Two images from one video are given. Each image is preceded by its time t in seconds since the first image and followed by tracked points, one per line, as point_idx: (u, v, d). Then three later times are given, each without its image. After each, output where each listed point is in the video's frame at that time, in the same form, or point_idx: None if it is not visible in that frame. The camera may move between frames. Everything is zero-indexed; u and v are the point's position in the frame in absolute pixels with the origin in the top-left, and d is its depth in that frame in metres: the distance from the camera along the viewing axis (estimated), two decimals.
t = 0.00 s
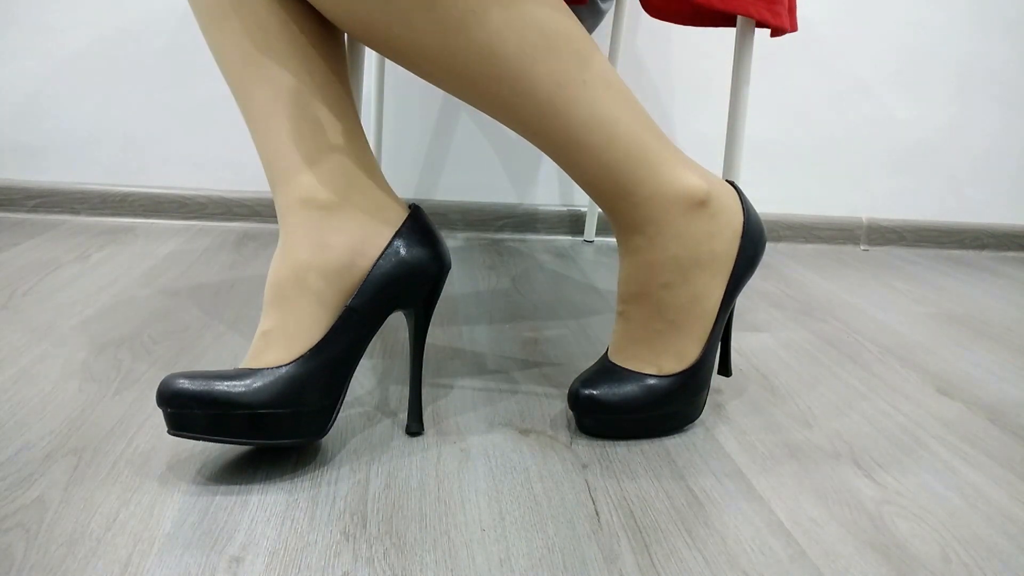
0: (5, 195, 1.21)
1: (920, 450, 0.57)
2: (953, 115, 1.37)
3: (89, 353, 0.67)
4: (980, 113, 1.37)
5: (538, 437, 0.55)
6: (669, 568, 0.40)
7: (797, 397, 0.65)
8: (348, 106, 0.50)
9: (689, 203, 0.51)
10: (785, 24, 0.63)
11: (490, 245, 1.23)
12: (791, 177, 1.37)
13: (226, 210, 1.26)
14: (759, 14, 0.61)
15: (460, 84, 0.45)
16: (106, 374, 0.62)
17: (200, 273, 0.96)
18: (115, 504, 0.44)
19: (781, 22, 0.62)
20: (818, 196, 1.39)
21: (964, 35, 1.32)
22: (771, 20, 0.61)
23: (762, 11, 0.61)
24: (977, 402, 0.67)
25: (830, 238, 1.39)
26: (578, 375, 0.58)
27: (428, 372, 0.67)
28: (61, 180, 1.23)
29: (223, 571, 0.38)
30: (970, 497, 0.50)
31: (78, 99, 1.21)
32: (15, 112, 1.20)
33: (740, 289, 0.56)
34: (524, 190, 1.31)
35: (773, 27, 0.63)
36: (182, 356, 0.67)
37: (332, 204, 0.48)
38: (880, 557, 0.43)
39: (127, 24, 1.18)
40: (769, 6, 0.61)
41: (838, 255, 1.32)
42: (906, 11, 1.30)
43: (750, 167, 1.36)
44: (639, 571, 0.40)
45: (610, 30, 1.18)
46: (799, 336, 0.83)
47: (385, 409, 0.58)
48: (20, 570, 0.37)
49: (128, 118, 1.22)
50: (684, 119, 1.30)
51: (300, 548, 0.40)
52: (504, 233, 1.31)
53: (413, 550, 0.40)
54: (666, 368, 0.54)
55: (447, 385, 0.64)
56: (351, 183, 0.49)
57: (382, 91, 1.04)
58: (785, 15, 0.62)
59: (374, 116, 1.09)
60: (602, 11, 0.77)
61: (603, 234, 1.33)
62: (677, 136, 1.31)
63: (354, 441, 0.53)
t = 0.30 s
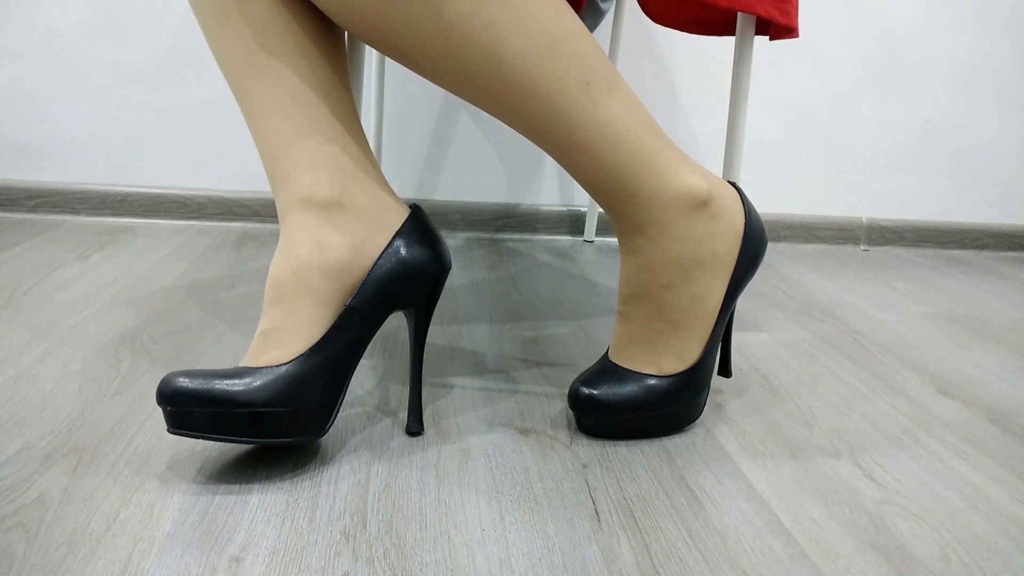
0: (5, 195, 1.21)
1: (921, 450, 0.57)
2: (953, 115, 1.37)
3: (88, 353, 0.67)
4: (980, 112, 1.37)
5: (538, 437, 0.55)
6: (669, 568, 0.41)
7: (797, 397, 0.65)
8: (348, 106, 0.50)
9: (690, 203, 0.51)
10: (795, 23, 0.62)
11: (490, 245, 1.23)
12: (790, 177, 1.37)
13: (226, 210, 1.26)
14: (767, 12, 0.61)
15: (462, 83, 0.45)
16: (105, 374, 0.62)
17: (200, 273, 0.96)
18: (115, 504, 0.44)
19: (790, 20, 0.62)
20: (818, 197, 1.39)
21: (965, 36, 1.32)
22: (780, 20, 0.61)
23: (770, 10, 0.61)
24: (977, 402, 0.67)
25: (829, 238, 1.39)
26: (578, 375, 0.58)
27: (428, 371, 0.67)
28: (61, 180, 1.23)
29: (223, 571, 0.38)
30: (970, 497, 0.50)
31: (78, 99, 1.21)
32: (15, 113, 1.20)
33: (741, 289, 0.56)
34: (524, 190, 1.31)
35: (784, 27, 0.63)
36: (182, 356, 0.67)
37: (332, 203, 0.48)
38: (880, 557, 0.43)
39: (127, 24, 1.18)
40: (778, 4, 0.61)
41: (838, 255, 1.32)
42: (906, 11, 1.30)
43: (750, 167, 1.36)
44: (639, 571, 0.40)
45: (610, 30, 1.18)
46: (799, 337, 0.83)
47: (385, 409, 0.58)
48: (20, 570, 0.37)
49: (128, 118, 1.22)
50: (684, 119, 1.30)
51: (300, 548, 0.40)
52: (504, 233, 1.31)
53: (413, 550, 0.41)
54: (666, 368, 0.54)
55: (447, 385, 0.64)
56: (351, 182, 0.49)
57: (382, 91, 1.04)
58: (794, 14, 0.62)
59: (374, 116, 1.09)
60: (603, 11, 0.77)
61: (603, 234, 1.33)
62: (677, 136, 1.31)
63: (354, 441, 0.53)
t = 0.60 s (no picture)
0: (5, 195, 1.21)
1: (921, 450, 0.57)
2: (954, 114, 1.37)
3: (88, 353, 0.67)
4: (981, 112, 1.37)
5: (538, 437, 0.55)
6: (669, 568, 0.41)
7: (797, 397, 0.65)
8: (350, 105, 0.50)
9: (692, 204, 0.51)
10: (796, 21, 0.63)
11: (490, 245, 1.23)
12: (790, 177, 1.37)
13: (227, 210, 1.26)
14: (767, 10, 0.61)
15: (465, 81, 0.45)
16: (106, 374, 0.62)
17: (200, 273, 0.96)
18: (115, 504, 0.44)
19: (791, 19, 0.62)
20: (818, 197, 1.39)
21: (965, 36, 1.32)
22: (781, 18, 0.62)
23: (771, 8, 0.61)
24: (977, 402, 0.67)
25: (830, 238, 1.39)
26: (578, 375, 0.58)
27: (428, 371, 0.67)
28: (61, 180, 1.23)
29: (223, 571, 0.38)
30: (970, 497, 0.50)
31: (79, 99, 1.21)
32: (15, 112, 1.20)
33: (742, 290, 0.56)
34: (524, 190, 1.31)
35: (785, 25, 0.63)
36: (182, 356, 0.67)
37: (333, 203, 0.48)
38: (880, 557, 0.43)
39: (127, 24, 1.18)
40: (779, 2, 0.61)
41: (838, 255, 1.32)
42: (906, 11, 1.30)
43: (750, 168, 1.36)
44: (639, 571, 0.40)
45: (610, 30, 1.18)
46: (799, 337, 0.83)
47: (385, 409, 0.58)
48: (19, 570, 0.37)
49: (128, 118, 1.22)
50: (684, 119, 1.30)
51: (300, 548, 0.40)
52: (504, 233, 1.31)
53: (413, 550, 0.41)
54: (667, 369, 0.54)
55: (447, 385, 0.64)
56: (353, 182, 0.49)
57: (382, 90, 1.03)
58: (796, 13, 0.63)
59: (374, 116, 1.09)
60: (603, 11, 0.77)
61: (603, 235, 1.33)
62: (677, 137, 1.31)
63: (354, 441, 0.53)
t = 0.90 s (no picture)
0: (6, 195, 1.21)
1: (920, 450, 0.57)
2: (954, 114, 1.37)
3: (89, 353, 0.67)
4: (980, 112, 1.37)
5: (538, 437, 0.55)
6: (669, 568, 0.41)
7: (797, 397, 0.65)
8: (350, 104, 0.50)
9: (691, 204, 0.51)
10: (797, 23, 0.62)
11: (490, 245, 1.23)
12: (790, 177, 1.37)
13: (227, 210, 1.26)
14: (763, 13, 0.61)
15: (464, 80, 0.45)
16: (106, 374, 0.62)
17: (200, 273, 0.96)
18: (115, 504, 0.44)
19: (791, 20, 0.62)
20: (818, 197, 1.39)
21: (965, 36, 1.32)
22: (777, 19, 0.61)
23: (766, 9, 0.61)
24: (977, 402, 0.67)
25: (830, 238, 1.39)
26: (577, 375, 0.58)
27: (428, 371, 0.67)
28: (61, 180, 1.23)
29: (223, 570, 0.38)
30: (970, 497, 0.50)
31: (79, 99, 1.21)
32: (16, 112, 1.20)
33: (742, 289, 0.56)
34: (524, 190, 1.31)
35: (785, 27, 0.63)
36: (182, 356, 0.67)
37: (333, 202, 0.48)
38: (880, 557, 0.43)
39: (127, 24, 1.18)
40: (774, 4, 0.61)
41: (838, 255, 1.32)
42: (906, 11, 1.30)
43: (750, 168, 1.36)
44: (639, 571, 0.40)
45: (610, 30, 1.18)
46: (799, 337, 0.83)
47: (385, 409, 0.58)
48: (19, 570, 0.37)
49: (128, 117, 1.22)
50: (684, 119, 1.30)
51: (300, 548, 0.40)
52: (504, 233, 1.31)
53: (413, 550, 0.40)
54: (667, 368, 0.54)
55: (447, 385, 0.64)
56: (353, 181, 0.49)
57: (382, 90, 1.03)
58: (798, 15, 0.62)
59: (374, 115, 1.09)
60: (603, 11, 0.77)
61: (603, 234, 1.33)
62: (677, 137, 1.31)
63: (354, 441, 0.53)
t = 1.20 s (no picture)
0: (6, 195, 1.21)
1: (920, 450, 0.57)
2: (954, 114, 1.37)
3: (88, 353, 0.67)
4: (981, 112, 1.37)
5: (538, 437, 0.55)
6: (669, 568, 0.40)
7: (797, 397, 0.65)
8: (350, 105, 0.50)
9: (691, 205, 0.51)
10: (793, 29, 0.63)
11: (490, 245, 1.23)
12: (790, 177, 1.37)
13: (227, 210, 1.26)
14: (759, 16, 0.62)
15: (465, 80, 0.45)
16: (106, 374, 0.62)
17: (200, 273, 0.96)
18: (115, 504, 0.44)
19: (788, 26, 0.62)
20: (818, 197, 1.39)
21: (965, 36, 1.32)
22: (774, 24, 0.62)
23: (763, 14, 0.62)
24: (977, 402, 0.67)
25: (830, 238, 1.39)
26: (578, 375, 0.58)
27: (428, 371, 0.67)
28: (61, 180, 1.23)
29: (223, 571, 0.38)
30: (970, 497, 0.50)
31: (78, 99, 1.21)
32: (16, 112, 1.20)
33: (742, 289, 0.56)
34: (524, 190, 1.31)
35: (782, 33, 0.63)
36: (182, 356, 0.67)
37: (334, 203, 0.48)
38: (880, 557, 0.43)
39: (127, 23, 1.18)
40: (771, 9, 0.62)
41: (838, 255, 1.32)
42: (906, 11, 1.30)
43: (750, 168, 1.36)
44: (639, 572, 0.40)
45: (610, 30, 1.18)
46: (799, 337, 0.83)
47: (385, 409, 0.58)
48: (19, 570, 0.37)
49: (128, 117, 1.22)
50: (684, 119, 1.30)
51: (300, 548, 0.40)
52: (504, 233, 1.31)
53: (413, 550, 0.40)
54: (667, 369, 0.54)
55: (447, 385, 0.64)
56: (353, 182, 0.49)
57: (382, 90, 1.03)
58: (795, 21, 0.63)
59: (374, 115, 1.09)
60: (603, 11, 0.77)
61: (603, 235, 1.33)
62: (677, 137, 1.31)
63: (354, 441, 0.53)
